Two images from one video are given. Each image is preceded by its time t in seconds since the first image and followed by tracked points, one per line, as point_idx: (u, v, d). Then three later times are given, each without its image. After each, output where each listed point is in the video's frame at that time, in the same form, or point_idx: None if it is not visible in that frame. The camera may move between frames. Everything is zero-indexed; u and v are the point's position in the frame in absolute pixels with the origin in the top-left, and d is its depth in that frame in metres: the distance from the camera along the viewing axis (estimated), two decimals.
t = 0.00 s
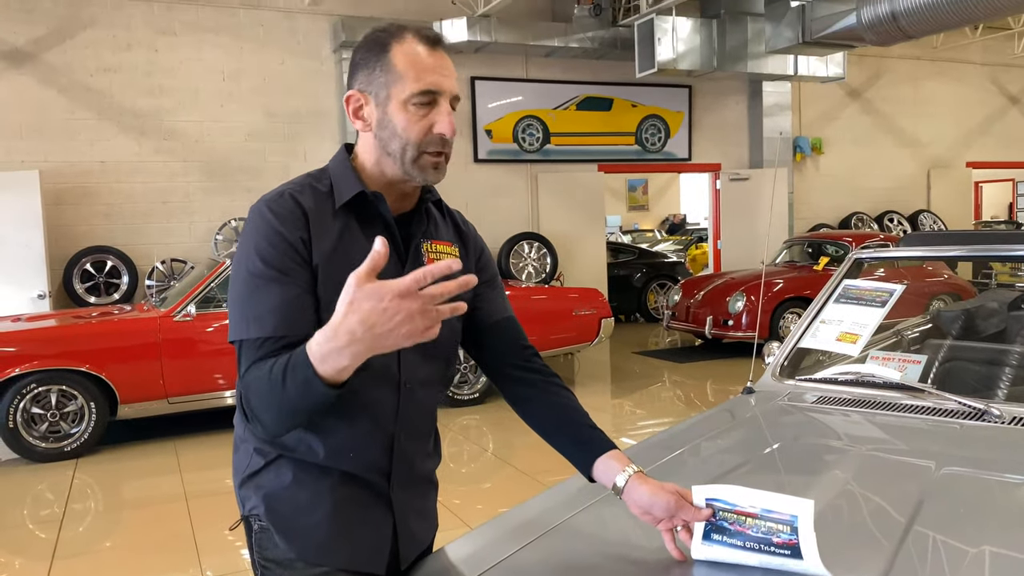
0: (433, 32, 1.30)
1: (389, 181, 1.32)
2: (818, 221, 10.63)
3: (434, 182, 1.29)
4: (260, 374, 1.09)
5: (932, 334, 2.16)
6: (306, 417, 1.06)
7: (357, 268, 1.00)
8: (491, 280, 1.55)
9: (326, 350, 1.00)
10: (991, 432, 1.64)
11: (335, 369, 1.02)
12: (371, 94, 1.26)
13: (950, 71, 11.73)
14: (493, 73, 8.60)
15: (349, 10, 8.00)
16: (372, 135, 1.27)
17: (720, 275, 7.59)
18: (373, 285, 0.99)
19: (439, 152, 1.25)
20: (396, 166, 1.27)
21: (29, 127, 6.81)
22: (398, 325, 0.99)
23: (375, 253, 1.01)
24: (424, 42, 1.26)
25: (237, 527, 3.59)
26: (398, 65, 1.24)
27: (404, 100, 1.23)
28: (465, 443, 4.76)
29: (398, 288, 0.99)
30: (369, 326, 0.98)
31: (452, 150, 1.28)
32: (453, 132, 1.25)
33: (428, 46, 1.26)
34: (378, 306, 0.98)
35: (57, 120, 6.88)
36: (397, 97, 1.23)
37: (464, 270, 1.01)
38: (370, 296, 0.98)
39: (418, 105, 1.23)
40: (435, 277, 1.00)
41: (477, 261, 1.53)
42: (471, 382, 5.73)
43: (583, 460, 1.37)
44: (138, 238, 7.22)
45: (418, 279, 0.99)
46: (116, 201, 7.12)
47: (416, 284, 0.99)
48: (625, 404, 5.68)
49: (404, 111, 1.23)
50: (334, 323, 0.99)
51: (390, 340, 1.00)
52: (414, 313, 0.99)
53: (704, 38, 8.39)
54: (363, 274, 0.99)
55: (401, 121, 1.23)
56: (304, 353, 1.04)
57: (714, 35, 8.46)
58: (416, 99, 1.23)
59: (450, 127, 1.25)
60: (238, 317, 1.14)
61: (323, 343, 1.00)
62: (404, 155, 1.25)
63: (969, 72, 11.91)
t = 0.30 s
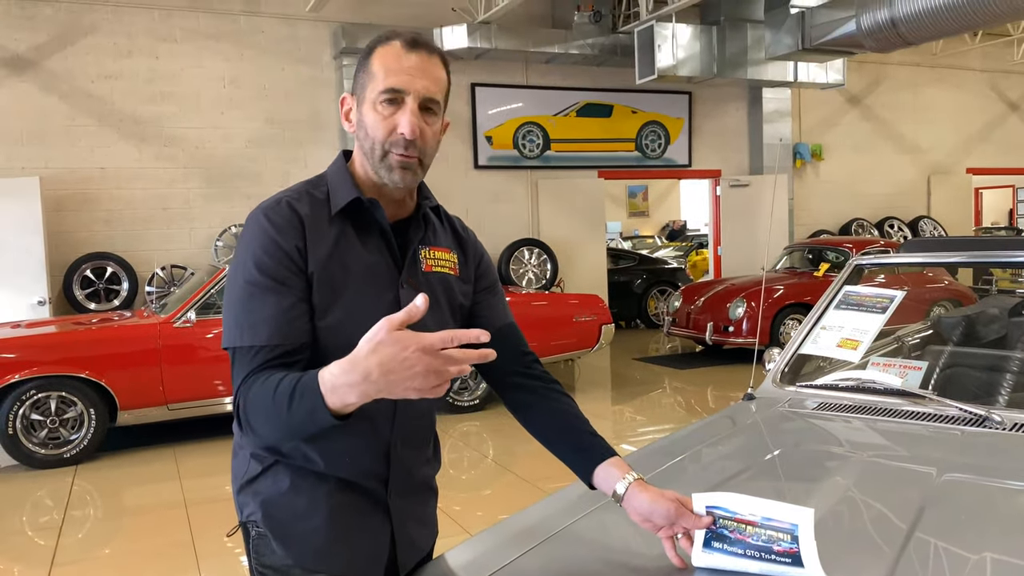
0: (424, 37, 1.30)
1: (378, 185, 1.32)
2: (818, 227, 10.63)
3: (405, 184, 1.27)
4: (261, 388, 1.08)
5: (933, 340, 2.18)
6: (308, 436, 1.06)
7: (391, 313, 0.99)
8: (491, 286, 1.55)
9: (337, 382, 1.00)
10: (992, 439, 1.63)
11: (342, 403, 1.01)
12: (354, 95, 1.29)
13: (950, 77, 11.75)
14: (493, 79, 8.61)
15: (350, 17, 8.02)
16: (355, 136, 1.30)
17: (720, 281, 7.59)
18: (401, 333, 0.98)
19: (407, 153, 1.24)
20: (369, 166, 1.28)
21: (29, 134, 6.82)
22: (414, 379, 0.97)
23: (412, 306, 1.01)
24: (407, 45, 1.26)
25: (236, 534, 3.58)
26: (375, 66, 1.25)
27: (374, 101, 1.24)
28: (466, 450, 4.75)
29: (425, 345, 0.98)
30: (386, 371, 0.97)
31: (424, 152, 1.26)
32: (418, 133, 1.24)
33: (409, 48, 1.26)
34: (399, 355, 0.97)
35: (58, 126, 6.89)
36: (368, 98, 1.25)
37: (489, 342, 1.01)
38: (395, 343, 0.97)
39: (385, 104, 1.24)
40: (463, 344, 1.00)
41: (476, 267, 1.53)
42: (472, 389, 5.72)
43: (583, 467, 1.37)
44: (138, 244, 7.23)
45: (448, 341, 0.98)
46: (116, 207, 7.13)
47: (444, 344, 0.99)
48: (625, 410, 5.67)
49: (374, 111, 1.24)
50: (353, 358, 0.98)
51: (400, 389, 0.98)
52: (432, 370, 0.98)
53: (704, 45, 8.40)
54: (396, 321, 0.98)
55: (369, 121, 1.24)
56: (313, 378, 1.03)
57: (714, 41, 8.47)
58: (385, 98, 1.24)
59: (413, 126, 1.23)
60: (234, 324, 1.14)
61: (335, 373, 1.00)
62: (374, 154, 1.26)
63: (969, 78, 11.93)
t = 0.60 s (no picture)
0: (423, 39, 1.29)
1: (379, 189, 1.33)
2: (818, 229, 10.63)
3: (414, 190, 1.28)
4: (261, 390, 1.08)
5: (933, 342, 2.13)
6: (307, 437, 1.06)
7: (397, 324, 1.00)
8: (491, 287, 1.55)
9: (336, 386, 0.99)
10: (993, 440, 1.63)
11: (341, 409, 1.01)
12: (357, 101, 1.28)
13: (950, 79, 11.75)
14: (493, 81, 8.61)
15: (350, 19, 8.02)
16: (358, 141, 1.29)
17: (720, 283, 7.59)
18: (405, 344, 0.98)
19: (416, 160, 1.24)
20: (375, 173, 1.28)
21: (30, 136, 6.82)
22: (413, 389, 0.98)
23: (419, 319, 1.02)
24: (410, 50, 1.25)
25: (235, 535, 3.58)
26: (379, 72, 1.24)
27: (382, 108, 1.23)
28: (466, 451, 4.75)
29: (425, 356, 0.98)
30: (385, 378, 0.97)
31: (433, 158, 1.27)
32: (428, 141, 1.24)
33: (413, 53, 1.26)
34: (400, 363, 0.97)
35: (59, 128, 6.90)
36: (375, 105, 1.24)
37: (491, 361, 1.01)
38: (397, 351, 0.98)
39: (393, 113, 1.23)
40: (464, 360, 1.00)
41: (476, 268, 1.54)
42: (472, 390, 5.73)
43: (582, 469, 1.36)
44: (139, 245, 7.24)
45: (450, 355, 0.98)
46: (116, 209, 7.13)
47: (445, 358, 0.99)
48: (625, 412, 5.67)
49: (381, 119, 1.23)
50: (355, 362, 0.98)
51: (398, 399, 0.98)
52: (430, 382, 0.98)
53: (704, 47, 8.39)
54: (401, 332, 0.99)
55: (376, 130, 1.24)
56: (313, 382, 1.03)
57: (714, 44, 8.48)
58: (393, 107, 1.23)
59: (424, 135, 1.23)
60: (234, 325, 1.14)
61: (336, 378, 1.00)
62: (381, 161, 1.26)
63: (969, 80, 11.94)
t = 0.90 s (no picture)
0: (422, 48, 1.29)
1: (382, 196, 1.33)
2: (817, 236, 10.64)
3: (427, 198, 1.29)
4: (267, 396, 1.08)
5: (933, 348, 2.15)
6: (313, 446, 1.06)
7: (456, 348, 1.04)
8: (491, 295, 1.56)
9: (385, 393, 1.00)
10: (993, 447, 1.64)
11: (384, 418, 1.02)
12: (361, 113, 1.27)
13: (949, 86, 11.79)
14: (493, 89, 8.64)
15: (351, 27, 8.05)
16: (364, 151, 1.29)
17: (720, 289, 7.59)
18: (457, 367, 1.01)
19: (430, 169, 1.25)
20: (386, 183, 1.27)
21: (31, 144, 6.84)
22: (457, 411, 1.00)
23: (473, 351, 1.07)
24: (415, 60, 1.25)
25: (235, 543, 3.57)
26: (386, 84, 1.24)
27: (393, 120, 1.23)
28: (466, 458, 4.75)
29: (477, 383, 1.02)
30: (435, 392, 0.99)
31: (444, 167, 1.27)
32: (443, 152, 1.25)
33: (419, 64, 1.26)
34: (454, 383, 1.00)
35: (60, 136, 6.91)
36: (385, 116, 1.23)
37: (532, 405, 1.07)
38: (453, 369, 1.01)
39: (406, 125, 1.23)
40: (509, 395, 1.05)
41: (476, 276, 1.54)
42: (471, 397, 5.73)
43: (583, 476, 1.37)
44: (139, 253, 7.24)
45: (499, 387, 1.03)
46: (117, 216, 7.14)
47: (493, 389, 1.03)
48: (626, 419, 5.67)
49: (392, 130, 1.23)
50: (409, 374, 1.00)
51: (439, 417, 1.01)
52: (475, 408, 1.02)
53: (703, 54, 8.44)
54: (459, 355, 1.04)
55: (388, 142, 1.24)
56: (357, 388, 1.03)
57: (713, 51, 8.51)
58: (406, 119, 1.23)
59: (440, 147, 1.24)
60: (238, 330, 1.14)
61: (385, 382, 1.01)
62: (395, 173, 1.26)
63: (968, 87, 11.98)
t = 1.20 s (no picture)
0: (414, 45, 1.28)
1: (381, 195, 1.33)
2: (817, 236, 10.64)
3: (410, 196, 1.28)
4: (275, 396, 1.08)
5: (933, 348, 2.15)
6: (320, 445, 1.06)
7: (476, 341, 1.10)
8: (492, 295, 1.56)
9: (427, 383, 1.03)
10: (994, 447, 1.63)
11: (420, 411, 1.04)
12: (349, 112, 1.28)
13: (949, 86, 11.79)
14: (493, 89, 8.64)
15: (350, 27, 8.05)
16: (356, 150, 1.29)
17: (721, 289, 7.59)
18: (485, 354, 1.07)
19: (408, 166, 1.24)
20: (372, 180, 1.28)
21: (31, 144, 6.83)
22: (490, 394, 1.06)
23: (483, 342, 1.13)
24: (395, 56, 1.24)
25: (235, 543, 3.57)
26: (365, 82, 1.24)
27: (371, 117, 1.24)
28: (466, 458, 4.75)
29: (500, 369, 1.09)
30: (474, 382, 1.05)
31: (425, 162, 1.26)
32: (417, 146, 1.23)
33: (400, 59, 1.24)
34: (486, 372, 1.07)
35: (60, 136, 6.91)
36: (364, 114, 1.24)
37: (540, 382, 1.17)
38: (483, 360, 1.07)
39: (382, 121, 1.23)
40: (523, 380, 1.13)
41: (477, 276, 1.54)
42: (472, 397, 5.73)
43: (583, 475, 1.37)
44: (139, 253, 7.24)
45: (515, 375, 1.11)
46: (117, 216, 7.14)
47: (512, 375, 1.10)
48: (626, 419, 5.67)
49: (370, 128, 1.24)
50: (447, 365, 1.04)
51: (475, 403, 1.06)
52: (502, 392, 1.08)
53: (703, 54, 8.44)
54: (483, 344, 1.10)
55: (369, 139, 1.24)
56: (393, 383, 1.04)
57: (713, 51, 8.50)
58: (381, 114, 1.23)
59: (413, 141, 1.23)
60: (244, 328, 1.13)
61: (425, 377, 1.03)
62: (376, 170, 1.26)
63: (968, 87, 11.98)
